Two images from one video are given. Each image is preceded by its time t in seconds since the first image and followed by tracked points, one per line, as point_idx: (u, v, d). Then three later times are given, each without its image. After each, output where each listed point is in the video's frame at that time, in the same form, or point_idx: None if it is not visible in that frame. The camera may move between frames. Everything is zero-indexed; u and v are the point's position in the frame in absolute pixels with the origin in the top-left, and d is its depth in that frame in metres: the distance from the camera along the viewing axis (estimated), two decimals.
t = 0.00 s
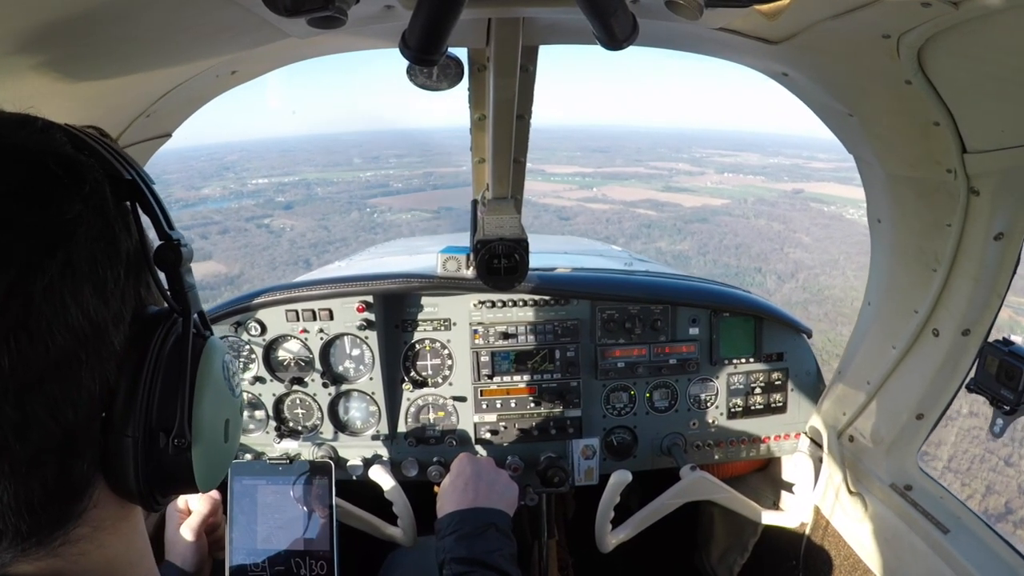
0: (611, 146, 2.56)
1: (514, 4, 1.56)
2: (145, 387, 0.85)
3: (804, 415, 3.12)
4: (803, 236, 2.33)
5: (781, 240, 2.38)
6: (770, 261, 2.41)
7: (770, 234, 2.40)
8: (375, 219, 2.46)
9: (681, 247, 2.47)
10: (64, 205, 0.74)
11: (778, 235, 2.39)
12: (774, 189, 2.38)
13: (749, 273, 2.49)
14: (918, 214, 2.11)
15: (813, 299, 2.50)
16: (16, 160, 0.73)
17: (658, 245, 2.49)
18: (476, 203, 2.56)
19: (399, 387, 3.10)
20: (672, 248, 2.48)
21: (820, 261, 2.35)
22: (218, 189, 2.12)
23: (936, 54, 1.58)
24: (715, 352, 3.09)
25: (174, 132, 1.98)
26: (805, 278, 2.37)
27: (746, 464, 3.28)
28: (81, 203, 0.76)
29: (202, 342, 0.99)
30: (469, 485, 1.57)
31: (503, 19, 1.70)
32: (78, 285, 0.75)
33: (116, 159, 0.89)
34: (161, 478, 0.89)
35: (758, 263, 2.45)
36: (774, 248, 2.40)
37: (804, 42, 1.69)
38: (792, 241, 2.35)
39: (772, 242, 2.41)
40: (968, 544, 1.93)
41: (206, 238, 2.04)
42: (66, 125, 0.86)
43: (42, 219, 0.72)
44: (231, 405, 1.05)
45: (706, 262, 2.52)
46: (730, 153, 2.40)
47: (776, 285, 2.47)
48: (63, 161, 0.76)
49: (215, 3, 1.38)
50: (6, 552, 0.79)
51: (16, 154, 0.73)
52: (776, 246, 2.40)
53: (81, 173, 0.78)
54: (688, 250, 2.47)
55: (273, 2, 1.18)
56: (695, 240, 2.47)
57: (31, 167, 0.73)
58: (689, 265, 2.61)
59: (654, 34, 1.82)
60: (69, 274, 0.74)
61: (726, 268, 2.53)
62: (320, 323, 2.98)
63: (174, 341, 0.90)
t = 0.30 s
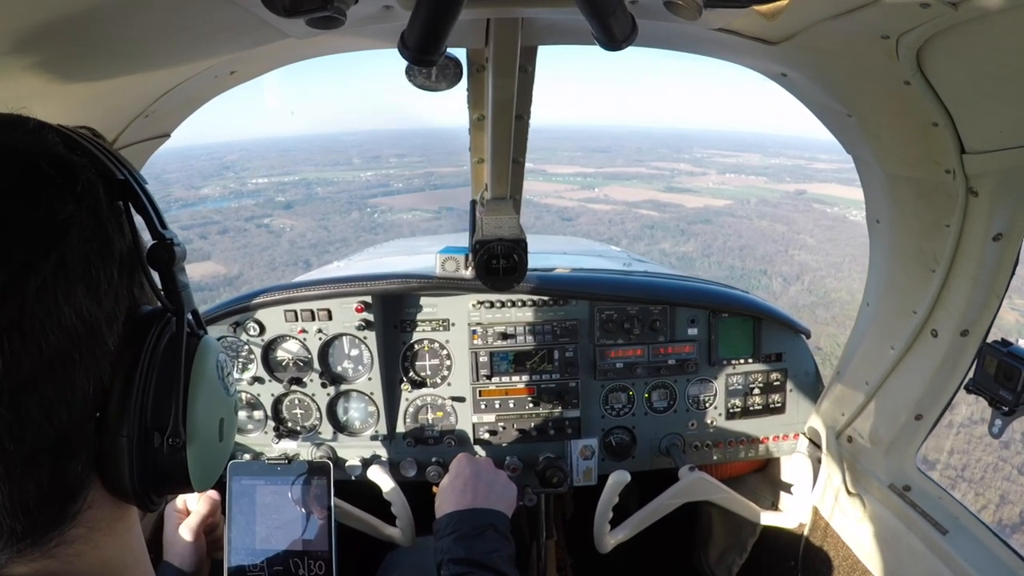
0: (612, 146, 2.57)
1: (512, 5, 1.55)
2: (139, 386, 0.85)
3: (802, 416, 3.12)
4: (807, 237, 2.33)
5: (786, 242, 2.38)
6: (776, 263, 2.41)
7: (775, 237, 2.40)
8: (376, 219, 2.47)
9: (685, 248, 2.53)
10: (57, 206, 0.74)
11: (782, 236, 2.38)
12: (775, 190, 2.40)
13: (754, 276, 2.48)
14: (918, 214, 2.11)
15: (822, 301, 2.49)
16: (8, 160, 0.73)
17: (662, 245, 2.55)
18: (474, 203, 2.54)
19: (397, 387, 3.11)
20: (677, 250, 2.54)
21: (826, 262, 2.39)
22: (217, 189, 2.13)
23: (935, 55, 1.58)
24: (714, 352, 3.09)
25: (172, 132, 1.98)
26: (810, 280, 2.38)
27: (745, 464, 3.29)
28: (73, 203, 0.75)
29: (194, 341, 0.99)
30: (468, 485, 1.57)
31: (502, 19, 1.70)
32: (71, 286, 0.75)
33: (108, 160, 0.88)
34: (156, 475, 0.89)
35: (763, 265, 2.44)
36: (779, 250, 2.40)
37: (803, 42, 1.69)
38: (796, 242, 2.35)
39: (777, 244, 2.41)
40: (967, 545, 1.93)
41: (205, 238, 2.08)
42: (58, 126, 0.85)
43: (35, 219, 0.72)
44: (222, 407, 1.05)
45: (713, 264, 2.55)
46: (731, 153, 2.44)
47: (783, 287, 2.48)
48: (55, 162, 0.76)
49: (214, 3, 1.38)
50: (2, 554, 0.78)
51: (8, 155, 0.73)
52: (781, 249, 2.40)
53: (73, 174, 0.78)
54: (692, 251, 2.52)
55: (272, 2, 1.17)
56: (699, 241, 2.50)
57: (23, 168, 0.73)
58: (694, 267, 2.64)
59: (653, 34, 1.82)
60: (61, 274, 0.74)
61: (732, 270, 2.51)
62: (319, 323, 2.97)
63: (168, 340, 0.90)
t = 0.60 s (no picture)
0: (614, 146, 2.65)
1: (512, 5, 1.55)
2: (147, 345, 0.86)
3: (802, 416, 3.12)
4: (813, 239, 2.31)
5: (790, 245, 2.36)
6: (781, 266, 2.36)
7: (781, 239, 2.39)
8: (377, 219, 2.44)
9: (689, 250, 2.53)
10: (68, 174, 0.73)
11: (787, 239, 2.37)
12: (777, 190, 2.43)
13: (760, 279, 2.39)
14: (918, 214, 2.10)
15: (830, 306, 2.54)
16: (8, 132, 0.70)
17: (667, 247, 2.57)
18: (474, 203, 2.51)
19: (397, 388, 3.11)
20: (681, 252, 2.55)
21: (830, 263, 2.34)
22: (217, 188, 2.15)
23: (935, 55, 1.58)
24: (713, 353, 3.09)
25: (173, 133, 1.98)
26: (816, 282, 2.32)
27: (745, 465, 3.29)
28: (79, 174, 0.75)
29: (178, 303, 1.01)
30: (468, 485, 1.57)
31: (502, 19, 1.70)
32: (94, 247, 0.74)
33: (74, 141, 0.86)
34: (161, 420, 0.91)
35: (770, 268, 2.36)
36: (785, 253, 2.36)
37: (803, 42, 1.69)
38: (802, 245, 2.32)
39: (782, 247, 2.39)
40: (967, 545, 1.94)
41: (205, 238, 2.09)
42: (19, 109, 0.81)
43: (55, 184, 0.71)
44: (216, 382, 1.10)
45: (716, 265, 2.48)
46: (734, 154, 2.52)
47: (790, 292, 2.38)
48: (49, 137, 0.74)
49: (213, 4, 1.38)
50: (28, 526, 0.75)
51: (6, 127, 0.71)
52: (786, 252, 2.36)
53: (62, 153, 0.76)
54: (697, 253, 2.51)
55: (271, 3, 1.18)
56: (704, 243, 2.51)
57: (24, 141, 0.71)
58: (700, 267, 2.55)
59: (652, 34, 1.82)
60: (87, 236, 0.73)
61: (738, 273, 2.43)
62: (319, 324, 2.97)
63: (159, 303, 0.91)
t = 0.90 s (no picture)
0: (617, 146, 2.53)
1: (511, 6, 1.55)
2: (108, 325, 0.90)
3: (801, 416, 3.12)
4: (818, 241, 2.31)
5: (795, 246, 2.33)
6: (788, 268, 2.37)
7: (785, 241, 2.35)
8: (378, 218, 2.44)
9: (695, 252, 2.50)
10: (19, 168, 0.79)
11: (792, 240, 2.33)
12: (782, 192, 2.36)
13: (767, 281, 2.44)
14: (917, 214, 2.10)
15: (837, 309, 2.60)
16: None
17: (672, 248, 2.55)
18: (473, 203, 2.55)
19: (396, 388, 3.10)
20: (686, 253, 2.53)
21: (838, 269, 2.44)
22: (217, 188, 2.12)
23: (934, 56, 1.58)
24: (712, 353, 3.09)
25: (172, 133, 1.98)
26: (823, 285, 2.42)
27: (745, 465, 3.29)
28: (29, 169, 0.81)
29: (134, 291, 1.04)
30: (466, 485, 1.57)
31: (501, 19, 1.70)
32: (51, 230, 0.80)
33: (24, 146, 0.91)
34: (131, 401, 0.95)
35: (776, 270, 2.40)
36: (787, 254, 2.36)
37: (801, 43, 1.69)
38: (807, 247, 2.32)
39: (787, 248, 2.35)
40: (966, 545, 1.94)
41: (205, 237, 2.09)
42: None
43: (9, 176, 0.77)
44: (171, 373, 1.15)
45: (722, 267, 2.50)
46: (736, 154, 2.45)
47: (797, 294, 2.46)
48: None
49: (212, 5, 1.37)
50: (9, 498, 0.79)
51: None
52: (789, 253, 2.35)
53: (8, 160, 0.82)
54: (700, 254, 2.50)
55: (270, 3, 1.17)
56: (708, 245, 2.47)
57: None
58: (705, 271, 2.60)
59: (651, 35, 1.82)
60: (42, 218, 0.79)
61: (744, 276, 2.47)
62: (318, 324, 2.97)
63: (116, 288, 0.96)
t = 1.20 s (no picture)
0: (619, 149, 2.52)
1: (510, 6, 1.56)
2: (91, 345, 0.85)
3: (800, 416, 3.12)
4: (823, 245, 2.35)
5: (802, 249, 2.34)
6: (795, 272, 2.37)
7: (789, 243, 2.37)
8: (381, 218, 2.48)
9: (700, 254, 2.56)
10: None
11: (797, 243, 2.35)
12: (783, 194, 2.42)
13: (775, 285, 2.45)
14: (916, 215, 2.10)
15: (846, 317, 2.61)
16: None
17: (677, 251, 2.59)
18: (473, 203, 2.52)
19: (396, 388, 3.11)
20: (691, 256, 2.57)
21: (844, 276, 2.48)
22: (218, 186, 2.15)
23: (934, 56, 1.58)
24: (712, 353, 3.09)
25: (171, 133, 1.98)
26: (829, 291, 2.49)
27: (745, 464, 3.29)
28: (8, 176, 0.76)
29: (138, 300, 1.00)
30: (465, 486, 1.57)
31: (501, 20, 1.70)
32: (16, 247, 0.74)
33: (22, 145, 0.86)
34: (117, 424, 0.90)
35: (783, 275, 2.41)
36: (795, 257, 2.36)
37: (802, 43, 1.69)
38: (815, 251, 2.34)
39: (793, 252, 2.37)
40: (965, 545, 1.94)
41: (205, 236, 2.08)
42: None
43: None
44: (171, 400, 1.06)
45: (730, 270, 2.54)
46: (741, 157, 2.50)
47: (805, 300, 2.48)
48: None
49: (212, 4, 1.37)
50: None
51: None
52: (796, 256, 2.36)
53: None
54: (707, 257, 2.54)
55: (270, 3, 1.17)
56: (715, 248, 2.52)
57: None
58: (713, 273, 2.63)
59: (651, 35, 1.83)
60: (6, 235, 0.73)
61: (751, 279, 2.51)
62: (317, 324, 2.97)
63: (108, 300, 0.91)
